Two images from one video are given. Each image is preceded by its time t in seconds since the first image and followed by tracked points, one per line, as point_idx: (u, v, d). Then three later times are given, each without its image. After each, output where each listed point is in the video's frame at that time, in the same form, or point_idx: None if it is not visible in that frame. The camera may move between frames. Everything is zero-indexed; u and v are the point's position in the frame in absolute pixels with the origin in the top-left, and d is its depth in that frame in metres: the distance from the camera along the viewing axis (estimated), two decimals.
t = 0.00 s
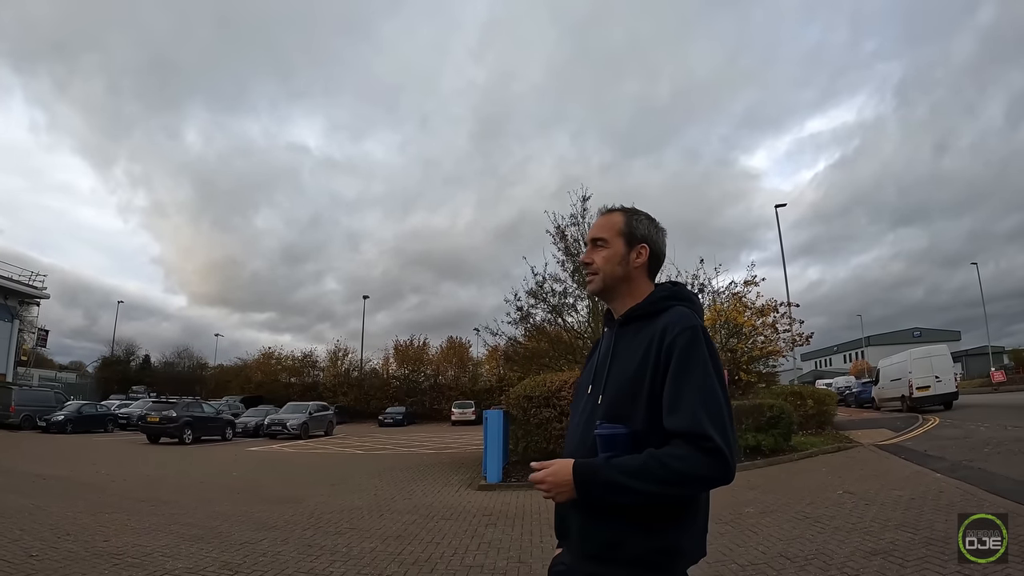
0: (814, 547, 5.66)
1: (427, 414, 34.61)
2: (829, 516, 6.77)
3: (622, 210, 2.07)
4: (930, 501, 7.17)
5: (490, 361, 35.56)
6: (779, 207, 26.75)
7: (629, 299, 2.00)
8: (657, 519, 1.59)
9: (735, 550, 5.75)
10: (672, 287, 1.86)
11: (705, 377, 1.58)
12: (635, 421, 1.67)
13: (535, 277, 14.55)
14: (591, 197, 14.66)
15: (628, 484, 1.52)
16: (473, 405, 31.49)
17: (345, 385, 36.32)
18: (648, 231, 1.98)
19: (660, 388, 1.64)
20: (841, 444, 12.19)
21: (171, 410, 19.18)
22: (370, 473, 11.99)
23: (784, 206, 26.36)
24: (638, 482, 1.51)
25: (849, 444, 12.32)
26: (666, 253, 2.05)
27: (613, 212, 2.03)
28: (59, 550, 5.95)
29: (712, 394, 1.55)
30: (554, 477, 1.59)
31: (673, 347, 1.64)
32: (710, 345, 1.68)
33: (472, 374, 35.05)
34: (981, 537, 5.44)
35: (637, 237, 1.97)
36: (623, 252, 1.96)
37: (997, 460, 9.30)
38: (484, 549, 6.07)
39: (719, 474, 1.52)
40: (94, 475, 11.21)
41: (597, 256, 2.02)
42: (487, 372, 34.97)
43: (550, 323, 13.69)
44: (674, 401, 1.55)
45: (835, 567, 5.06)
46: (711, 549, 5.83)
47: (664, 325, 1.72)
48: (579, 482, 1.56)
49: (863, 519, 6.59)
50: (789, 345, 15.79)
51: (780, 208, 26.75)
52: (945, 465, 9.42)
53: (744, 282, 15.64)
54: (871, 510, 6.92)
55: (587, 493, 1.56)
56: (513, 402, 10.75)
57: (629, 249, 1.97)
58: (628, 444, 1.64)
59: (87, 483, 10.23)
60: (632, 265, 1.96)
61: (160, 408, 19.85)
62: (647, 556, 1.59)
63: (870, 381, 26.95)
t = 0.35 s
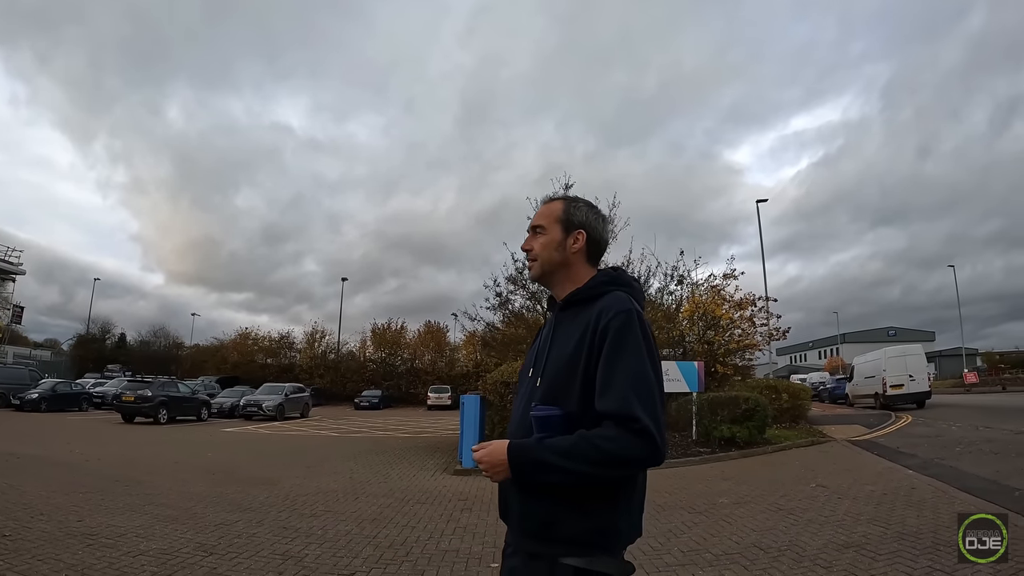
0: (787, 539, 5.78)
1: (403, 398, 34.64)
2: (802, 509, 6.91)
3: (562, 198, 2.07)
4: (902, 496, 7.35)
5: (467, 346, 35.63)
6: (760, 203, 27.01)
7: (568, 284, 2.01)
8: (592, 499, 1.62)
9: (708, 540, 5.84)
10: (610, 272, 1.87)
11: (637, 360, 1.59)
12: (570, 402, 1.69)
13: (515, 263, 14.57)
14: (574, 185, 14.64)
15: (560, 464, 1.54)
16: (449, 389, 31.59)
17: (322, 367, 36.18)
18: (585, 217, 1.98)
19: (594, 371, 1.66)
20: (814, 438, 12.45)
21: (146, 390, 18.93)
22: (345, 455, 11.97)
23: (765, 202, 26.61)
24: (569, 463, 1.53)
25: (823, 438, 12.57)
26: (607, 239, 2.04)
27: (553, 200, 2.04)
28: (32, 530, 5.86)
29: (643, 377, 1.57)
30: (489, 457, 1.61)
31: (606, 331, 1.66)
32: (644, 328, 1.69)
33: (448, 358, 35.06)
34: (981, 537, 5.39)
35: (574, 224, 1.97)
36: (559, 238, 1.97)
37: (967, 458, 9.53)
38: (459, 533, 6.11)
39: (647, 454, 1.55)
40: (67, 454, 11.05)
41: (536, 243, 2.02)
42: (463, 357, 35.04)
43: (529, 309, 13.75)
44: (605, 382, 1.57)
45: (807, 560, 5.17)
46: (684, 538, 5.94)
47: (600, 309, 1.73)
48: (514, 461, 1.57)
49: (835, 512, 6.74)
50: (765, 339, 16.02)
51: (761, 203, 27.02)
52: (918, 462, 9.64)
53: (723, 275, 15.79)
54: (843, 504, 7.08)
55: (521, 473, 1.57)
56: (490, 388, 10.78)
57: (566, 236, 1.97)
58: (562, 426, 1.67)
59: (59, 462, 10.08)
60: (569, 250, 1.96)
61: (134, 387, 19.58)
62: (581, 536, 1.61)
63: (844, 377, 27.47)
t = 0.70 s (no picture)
0: (754, 528, 5.92)
1: (375, 379, 34.54)
2: (770, 499, 7.07)
3: (519, 181, 2.09)
4: (869, 491, 7.56)
5: (442, 329, 35.60)
6: (739, 198, 27.24)
7: (524, 264, 2.02)
8: (545, 473, 1.65)
9: (677, 528, 5.95)
10: (564, 251, 1.88)
11: (588, 335, 1.62)
12: (522, 379, 1.72)
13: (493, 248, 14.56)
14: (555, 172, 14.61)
15: (511, 439, 1.57)
16: (422, 372, 31.59)
17: (295, 346, 35.90)
18: (538, 199, 1.99)
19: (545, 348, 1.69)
20: (784, 431, 12.71)
21: (117, 365, 18.62)
22: (318, 435, 11.94)
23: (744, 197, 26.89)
24: (519, 437, 1.56)
25: (792, 432, 12.84)
26: (563, 221, 2.04)
27: (509, 183, 2.06)
28: None
29: (593, 352, 1.60)
30: (442, 434, 1.65)
31: (557, 307, 1.68)
32: (597, 305, 1.71)
33: (422, 341, 35.03)
34: (982, 537, 5.40)
35: (527, 205, 1.99)
36: (512, 220, 1.98)
37: (933, 457, 9.79)
38: (430, 514, 6.16)
39: (596, 428, 1.58)
40: (36, 429, 10.85)
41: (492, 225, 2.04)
42: (437, 340, 35.01)
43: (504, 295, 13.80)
44: (556, 358, 1.60)
45: (774, 549, 5.30)
46: (654, 525, 6.05)
47: (552, 287, 1.75)
48: (465, 437, 1.61)
49: (803, 504, 6.91)
50: (738, 332, 16.26)
51: (739, 198, 27.24)
52: (886, 458, 9.89)
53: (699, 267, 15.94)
54: (811, 496, 7.26)
55: (472, 449, 1.60)
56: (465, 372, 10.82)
57: (519, 217, 1.98)
58: (514, 401, 1.70)
59: (26, 436, 9.90)
60: (522, 231, 1.97)
61: (105, 362, 19.27)
62: (535, 511, 1.65)
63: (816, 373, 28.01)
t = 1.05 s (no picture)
0: (735, 524, 6.01)
1: (359, 375, 34.39)
2: (751, 495, 7.17)
3: (503, 179, 2.12)
4: (848, 487, 7.70)
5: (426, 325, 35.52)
6: (723, 196, 27.42)
7: (504, 260, 2.04)
8: (515, 466, 1.67)
9: (659, 523, 6.02)
10: (545, 247, 1.90)
11: (560, 330, 1.64)
12: (496, 371, 1.75)
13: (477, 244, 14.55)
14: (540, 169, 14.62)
15: (478, 430, 1.59)
16: (407, 368, 31.48)
17: (278, 341, 35.62)
18: (518, 195, 2.01)
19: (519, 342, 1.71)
20: (765, 428, 12.87)
21: (98, 359, 18.36)
22: (302, 430, 11.88)
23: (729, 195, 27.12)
24: (486, 429, 1.59)
25: (774, 429, 13.00)
26: (545, 216, 2.04)
27: (492, 181, 2.10)
28: None
29: (564, 347, 1.61)
30: (412, 422, 1.68)
31: (533, 301, 1.70)
32: (573, 301, 1.73)
33: (406, 337, 34.97)
34: (982, 537, 5.38)
35: (507, 201, 2.01)
36: (493, 216, 2.01)
37: (913, 455, 9.95)
38: (415, 509, 6.17)
39: (564, 423, 1.59)
40: (16, 424, 10.70)
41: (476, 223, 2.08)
42: (421, 335, 34.90)
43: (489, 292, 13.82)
44: (527, 352, 1.62)
45: (755, 544, 5.39)
46: (636, 520, 6.11)
47: (530, 281, 1.77)
48: (433, 426, 1.64)
49: (783, 499, 7.02)
50: (721, 329, 16.41)
51: (723, 197, 27.43)
52: (865, 455, 10.04)
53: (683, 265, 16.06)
54: (791, 492, 7.37)
55: (440, 438, 1.63)
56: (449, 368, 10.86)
57: (499, 213, 2.01)
58: (486, 392, 1.73)
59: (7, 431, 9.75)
60: (502, 226, 2.00)
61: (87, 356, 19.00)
62: (503, 504, 1.67)
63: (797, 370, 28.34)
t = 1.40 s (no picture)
0: (725, 527, 6.06)
1: (351, 389, 34.21)
2: (739, 499, 7.24)
3: (476, 203, 2.17)
4: (836, 488, 7.78)
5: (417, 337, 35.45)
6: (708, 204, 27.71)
7: (479, 280, 2.08)
8: (484, 481, 1.72)
9: (649, 528, 6.06)
10: (516, 270, 1.96)
11: (528, 352, 1.69)
12: (468, 390, 1.80)
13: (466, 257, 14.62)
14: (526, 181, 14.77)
15: (448, 446, 1.65)
16: (399, 381, 31.38)
17: (270, 358, 35.39)
18: (489, 217, 2.06)
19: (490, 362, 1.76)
20: (755, 432, 12.97)
21: (89, 380, 18.18)
22: (295, 446, 11.83)
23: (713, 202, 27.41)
24: (456, 446, 1.64)
25: (764, 433, 13.10)
26: (517, 236, 2.09)
27: (465, 206, 2.16)
28: None
29: (531, 369, 1.66)
30: (388, 437, 1.73)
31: (503, 324, 1.76)
32: (542, 324, 1.78)
33: (397, 350, 34.89)
34: (981, 537, 5.30)
35: (478, 224, 2.07)
36: (466, 239, 2.07)
37: (902, 454, 10.06)
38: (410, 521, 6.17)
39: (530, 442, 1.64)
40: (8, 446, 10.58)
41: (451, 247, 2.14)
42: (412, 348, 34.81)
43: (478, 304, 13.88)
44: (496, 373, 1.67)
45: (745, 546, 5.45)
46: (626, 526, 6.14)
47: (502, 304, 1.83)
48: (407, 441, 1.69)
49: (771, 502, 7.08)
50: (709, 336, 16.54)
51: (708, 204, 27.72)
52: (854, 456, 10.13)
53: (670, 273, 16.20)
54: (779, 495, 7.44)
55: (412, 454, 1.68)
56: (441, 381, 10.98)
57: (471, 236, 2.07)
58: (458, 411, 1.78)
59: None
60: (474, 249, 2.05)
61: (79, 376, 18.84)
62: (474, 516, 1.71)
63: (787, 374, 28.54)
